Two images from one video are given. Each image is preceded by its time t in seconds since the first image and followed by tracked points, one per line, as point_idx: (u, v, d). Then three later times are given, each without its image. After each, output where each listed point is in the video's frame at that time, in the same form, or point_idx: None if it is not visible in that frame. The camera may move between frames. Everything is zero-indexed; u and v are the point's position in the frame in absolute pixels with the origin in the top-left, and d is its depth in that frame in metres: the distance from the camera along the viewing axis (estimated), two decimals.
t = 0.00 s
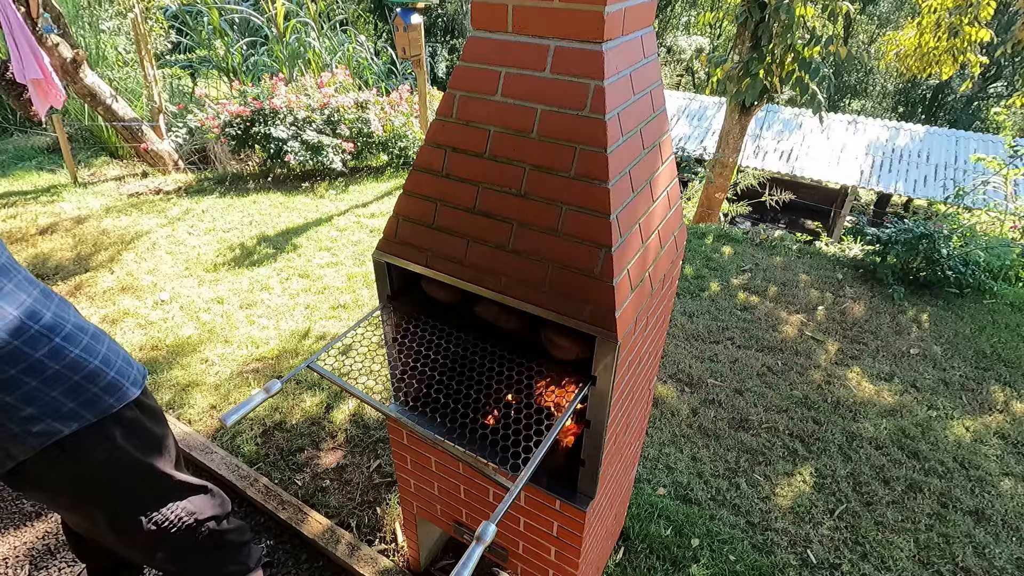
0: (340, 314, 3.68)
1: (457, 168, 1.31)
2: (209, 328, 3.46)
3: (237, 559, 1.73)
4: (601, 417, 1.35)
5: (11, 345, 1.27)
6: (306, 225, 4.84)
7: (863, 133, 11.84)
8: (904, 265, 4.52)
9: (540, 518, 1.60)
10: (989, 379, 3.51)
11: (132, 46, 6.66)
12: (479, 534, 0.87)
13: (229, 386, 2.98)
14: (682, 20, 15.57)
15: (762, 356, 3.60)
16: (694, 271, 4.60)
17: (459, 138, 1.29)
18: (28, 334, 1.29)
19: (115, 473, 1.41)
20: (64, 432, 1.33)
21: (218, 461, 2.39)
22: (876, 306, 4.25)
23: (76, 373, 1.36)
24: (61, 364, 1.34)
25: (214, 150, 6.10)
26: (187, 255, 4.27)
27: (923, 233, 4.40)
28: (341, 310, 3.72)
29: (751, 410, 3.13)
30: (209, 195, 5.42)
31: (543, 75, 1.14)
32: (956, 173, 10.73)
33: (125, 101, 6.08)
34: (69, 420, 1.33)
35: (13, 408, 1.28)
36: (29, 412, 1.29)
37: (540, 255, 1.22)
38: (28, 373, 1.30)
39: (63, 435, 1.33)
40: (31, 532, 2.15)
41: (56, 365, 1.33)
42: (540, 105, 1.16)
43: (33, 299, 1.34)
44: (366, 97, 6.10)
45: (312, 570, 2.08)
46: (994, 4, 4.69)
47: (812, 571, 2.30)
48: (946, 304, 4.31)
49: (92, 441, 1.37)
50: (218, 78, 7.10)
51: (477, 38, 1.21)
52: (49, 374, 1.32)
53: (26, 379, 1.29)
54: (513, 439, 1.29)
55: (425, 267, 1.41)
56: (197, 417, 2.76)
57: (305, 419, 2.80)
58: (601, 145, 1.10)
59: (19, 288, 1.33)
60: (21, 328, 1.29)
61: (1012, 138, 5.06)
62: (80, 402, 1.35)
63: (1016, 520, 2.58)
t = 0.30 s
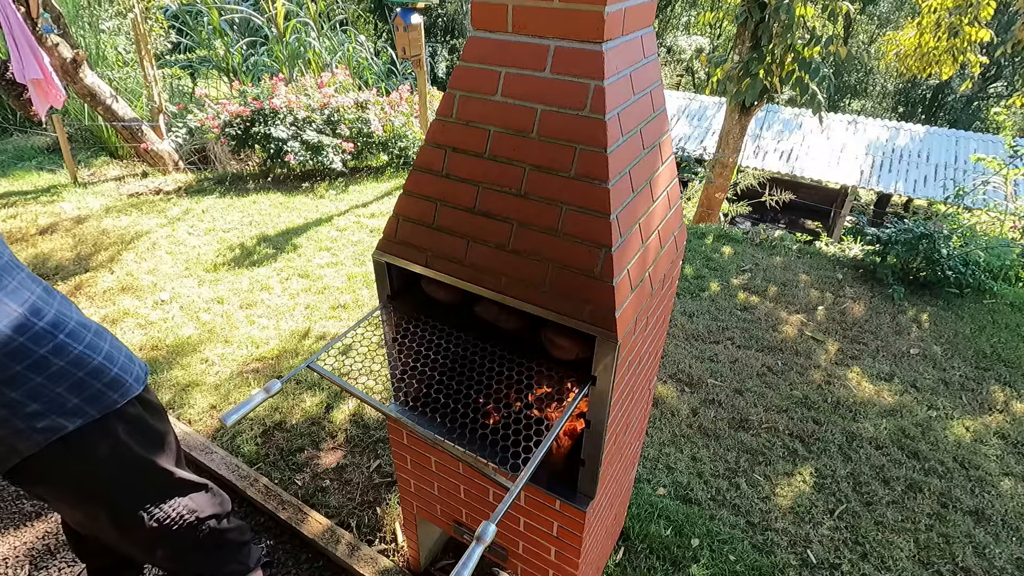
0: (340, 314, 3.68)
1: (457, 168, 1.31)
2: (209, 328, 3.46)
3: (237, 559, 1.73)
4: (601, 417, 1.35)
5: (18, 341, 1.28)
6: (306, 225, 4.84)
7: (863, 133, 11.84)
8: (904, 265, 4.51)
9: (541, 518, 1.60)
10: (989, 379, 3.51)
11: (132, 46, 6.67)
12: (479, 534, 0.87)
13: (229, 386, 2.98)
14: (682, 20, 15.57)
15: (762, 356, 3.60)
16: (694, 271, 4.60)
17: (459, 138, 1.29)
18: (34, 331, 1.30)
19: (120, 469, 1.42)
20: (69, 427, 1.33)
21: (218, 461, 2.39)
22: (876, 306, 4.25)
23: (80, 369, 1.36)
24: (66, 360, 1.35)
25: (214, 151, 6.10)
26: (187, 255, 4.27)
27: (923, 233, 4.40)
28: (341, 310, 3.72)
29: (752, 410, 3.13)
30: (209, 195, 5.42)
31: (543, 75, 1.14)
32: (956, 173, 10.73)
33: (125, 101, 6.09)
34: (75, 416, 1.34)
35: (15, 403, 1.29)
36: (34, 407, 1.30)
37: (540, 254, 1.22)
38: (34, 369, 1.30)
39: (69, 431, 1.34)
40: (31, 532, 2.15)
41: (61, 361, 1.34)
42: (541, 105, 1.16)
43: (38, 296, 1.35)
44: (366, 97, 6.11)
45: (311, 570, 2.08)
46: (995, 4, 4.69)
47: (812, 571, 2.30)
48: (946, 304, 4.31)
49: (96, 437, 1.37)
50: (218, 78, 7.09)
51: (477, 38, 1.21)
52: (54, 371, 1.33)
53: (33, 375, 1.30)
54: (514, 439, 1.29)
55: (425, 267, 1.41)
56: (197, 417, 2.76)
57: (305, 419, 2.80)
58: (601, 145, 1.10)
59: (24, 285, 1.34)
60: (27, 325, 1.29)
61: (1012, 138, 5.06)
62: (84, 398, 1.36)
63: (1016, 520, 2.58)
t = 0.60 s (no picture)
0: (340, 314, 3.68)
1: (457, 168, 1.31)
2: (209, 328, 3.46)
3: (236, 559, 1.73)
4: (601, 417, 1.35)
5: (33, 333, 1.28)
6: (306, 225, 4.84)
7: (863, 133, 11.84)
8: (904, 265, 4.51)
9: (540, 518, 1.60)
10: (989, 379, 3.51)
11: (132, 46, 6.67)
12: (479, 534, 0.87)
13: (229, 386, 2.98)
14: (682, 20, 15.57)
15: (762, 356, 3.60)
16: (694, 271, 4.60)
17: (459, 138, 1.29)
18: (47, 324, 1.31)
19: (127, 463, 1.42)
20: (81, 419, 1.33)
21: (218, 460, 2.39)
22: (876, 306, 4.25)
23: (91, 362, 1.37)
24: (77, 353, 1.35)
25: (214, 150, 6.11)
26: (187, 255, 4.27)
27: (923, 233, 4.40)
28: (341, 310, 3.72)
29: (752, 410, 3.13)
30: (209, 195, 5.42)
31: (543, 75, 1.14)
32: (956, 173, 10.73)
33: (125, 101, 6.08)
34: (87, 408, 1.34)
35: (29, 395, 1.28)
36: (47, 399, 1.30)
37: (540, 255, 1.22)
38: (47, 361, 1.30)
39: (82, 423, 1.34)
40: (31, 532, 2.15)
41: (73, 354, 1.34)
42: (540, 105, 1.16)
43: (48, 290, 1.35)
44: (366, 97, 6.11)
45: (312, 570, 2.07)
46: (995, 4, 4.69)
47: (812, 571, 2.30)
48: (946, 304, 4.31)
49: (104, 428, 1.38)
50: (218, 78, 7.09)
51: (477, 38, 1.21)
52: (67, 363, 1.33)
53: (45, 367, 1.30)
54: (514, 439, 1.29)
55: (425, 267, 1.41)
56: (197, 417, 2.76)
57: (305, 419, 2.80)
58: (601, 145, 1.10)
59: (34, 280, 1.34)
60: (41, 318, 1.30)
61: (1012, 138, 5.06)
62: (96, 390, 1.36)
63: (1016, 520, 2.58)
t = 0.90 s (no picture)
0: (340, 314, 3.68)
1: (457, 168, 1.31)
2: (209, 328, 3.46)
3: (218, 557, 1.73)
4: (601, 417, 1.35)
5: (66, 328, 1.28)
6: (306, 225, 4.84)
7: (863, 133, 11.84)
8: (904, 265, 4.51)
9: (540, 518, 1.60)
10: (989, 379, 3.51)
11: (132, 46, 6.67)
12: (479, 534, 0.87)
13: (229, 386, 2.98)
14: (682, 20, 15.57)
15: (762, 356, 3.60)
16: (694, 271, 4.60)
17: (459, 138, 1.29)
18: (76, 318, 1.31)
19: (139, 460, 1.44)
20: (103, 414, 1.35)
21: (218, 460, 2.39)
22: (876, 306, 4.25)
23: (114, 358, 1.38)
24: (103, 349, 1.36)
25: (214, 150, 6.11)
26: (187, 255, 4.27)
27: (923, 233, 4.40)
28: (341, 310, 3.72)
29: (752, 410, 3.13)
30: (209, 195, 5.42)
31: (543, 75, 1.14)
32: (956, 173, 10.73)
33: (125, 101, 6.08)
34: (109, 403, 1.36)
35: (57, 389, 1.28)
36: (74, 393, 1.30)
37: (540, 255, 1.22)
38: (75, 356, 1.31)
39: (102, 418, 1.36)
40: (31, 532, 2.15)
41: (100, 350, 1.35)
42: (541, 105, 1.16)
43: (71, 284, 1.34)
44: (366, 97, 6.11)
45: (311, 570, 2.07)
46: (994, 4, 4.69)
47: (812, 571, 2.30)
48: (946, 304, 4.31)
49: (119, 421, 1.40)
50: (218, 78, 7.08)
51: (477, 38, 1.21)
52: (93, 358, 1.34)
53: (74, 362, 1.30)
54: (513, 439, 1.29)
55: (425, 267, 1.41)
56: (197, 417, 2.76)
57: (305, 419, 2.80)
58: (601, 145, 1.10)
59: (57, 272, 1.32)
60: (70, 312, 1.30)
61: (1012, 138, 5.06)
62: (117, 385, 1.38)
63: (1016, 520, 2.58)
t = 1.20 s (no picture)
0: (340, 314, 3.68)
1: (457, 168, 1.31)
2: (209, 328, 3.46)
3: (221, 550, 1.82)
4: (601, 417, 1.35)
5: (117, 331, 1.35)
6: (306, 225, 4.84)
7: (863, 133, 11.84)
8: (904, 265, 4.51)
9: (540, 518, 1.60)
10: (989, 379, 3.51)
11: (132, 46, 6.67)
12: (479, 534, 0.87)
13: (229, 386, 2.98)
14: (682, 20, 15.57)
15: (762, 356, 3.60)
16: (694, 271, 4.60)
17: (459, 138, 1.29)
18: (121, 325, 1.38)
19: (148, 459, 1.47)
20: (131, 418, 1.40)
21: (218, 461, 2.39)
22: (876, 306, 4.25)
23: (144, 364, 1.45)
24: (136, 355, 1.43)
25: (214, 150, 6.11)
26: (187, 255, 4.27)
27: (923, 233, 4.40)
28: (341, 310, 3.72)
29: (752, 410, 3.13)
30: (209, 195, 5.42)
31: (543, 75, 1.14)
32: (956, 173, 10.73)
33: (125, 101, 6.08)
34: (138, 408, 1.41)
35: (100, 389, 1.32)
36: (113, 395, 1.35)
37: (540, 255, 1.22)
38: (117, 359, 1.36)
39: (132, 423, 1.40)
40: (31, 532, 2.15)
41: (135, 355, 1.42)
42: (541, 105, 1.16)
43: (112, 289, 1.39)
44: (366, 97, 6.11)
45: (311, 570, 2.08)
46: (995, 4, 4.69)
47: (812, 571, 2.30)
48: (946, 304, 4.31)
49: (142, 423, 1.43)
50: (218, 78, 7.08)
51: (477, 39, 1.21)
52: (129, 363, 1.40)
53: (116, 364, 1.36)
54: (514, 439, 1.29)
55: (425, 267, 1.40)
56: (197, 417, 2.76)
57: (305, 419, 2.80)
58: (601, 146, 1.10)
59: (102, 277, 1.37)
60: (118, 319, 1.38)
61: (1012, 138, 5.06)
62: (145, 392, 1.44)
63: (1016, 520, 2.58)
